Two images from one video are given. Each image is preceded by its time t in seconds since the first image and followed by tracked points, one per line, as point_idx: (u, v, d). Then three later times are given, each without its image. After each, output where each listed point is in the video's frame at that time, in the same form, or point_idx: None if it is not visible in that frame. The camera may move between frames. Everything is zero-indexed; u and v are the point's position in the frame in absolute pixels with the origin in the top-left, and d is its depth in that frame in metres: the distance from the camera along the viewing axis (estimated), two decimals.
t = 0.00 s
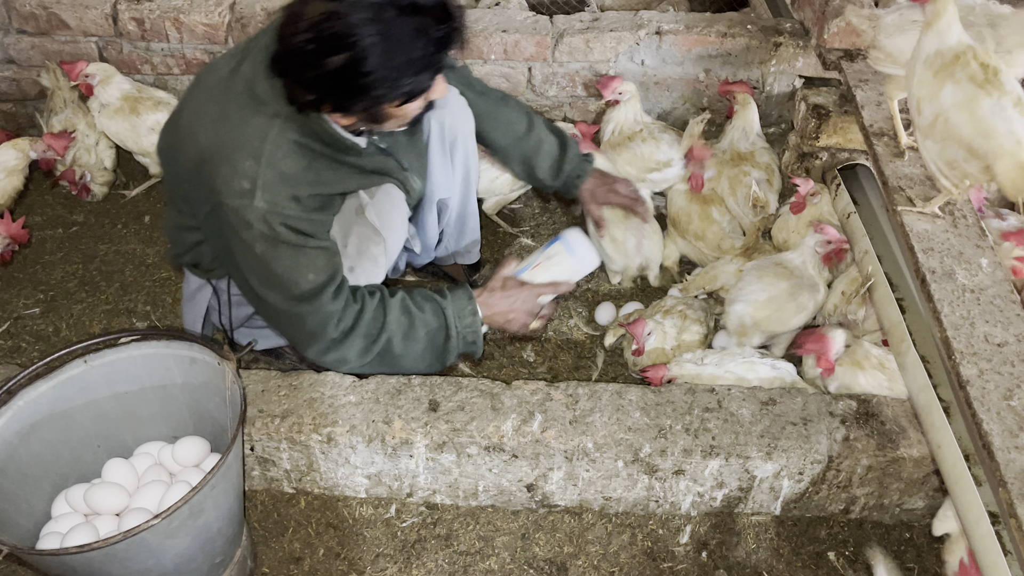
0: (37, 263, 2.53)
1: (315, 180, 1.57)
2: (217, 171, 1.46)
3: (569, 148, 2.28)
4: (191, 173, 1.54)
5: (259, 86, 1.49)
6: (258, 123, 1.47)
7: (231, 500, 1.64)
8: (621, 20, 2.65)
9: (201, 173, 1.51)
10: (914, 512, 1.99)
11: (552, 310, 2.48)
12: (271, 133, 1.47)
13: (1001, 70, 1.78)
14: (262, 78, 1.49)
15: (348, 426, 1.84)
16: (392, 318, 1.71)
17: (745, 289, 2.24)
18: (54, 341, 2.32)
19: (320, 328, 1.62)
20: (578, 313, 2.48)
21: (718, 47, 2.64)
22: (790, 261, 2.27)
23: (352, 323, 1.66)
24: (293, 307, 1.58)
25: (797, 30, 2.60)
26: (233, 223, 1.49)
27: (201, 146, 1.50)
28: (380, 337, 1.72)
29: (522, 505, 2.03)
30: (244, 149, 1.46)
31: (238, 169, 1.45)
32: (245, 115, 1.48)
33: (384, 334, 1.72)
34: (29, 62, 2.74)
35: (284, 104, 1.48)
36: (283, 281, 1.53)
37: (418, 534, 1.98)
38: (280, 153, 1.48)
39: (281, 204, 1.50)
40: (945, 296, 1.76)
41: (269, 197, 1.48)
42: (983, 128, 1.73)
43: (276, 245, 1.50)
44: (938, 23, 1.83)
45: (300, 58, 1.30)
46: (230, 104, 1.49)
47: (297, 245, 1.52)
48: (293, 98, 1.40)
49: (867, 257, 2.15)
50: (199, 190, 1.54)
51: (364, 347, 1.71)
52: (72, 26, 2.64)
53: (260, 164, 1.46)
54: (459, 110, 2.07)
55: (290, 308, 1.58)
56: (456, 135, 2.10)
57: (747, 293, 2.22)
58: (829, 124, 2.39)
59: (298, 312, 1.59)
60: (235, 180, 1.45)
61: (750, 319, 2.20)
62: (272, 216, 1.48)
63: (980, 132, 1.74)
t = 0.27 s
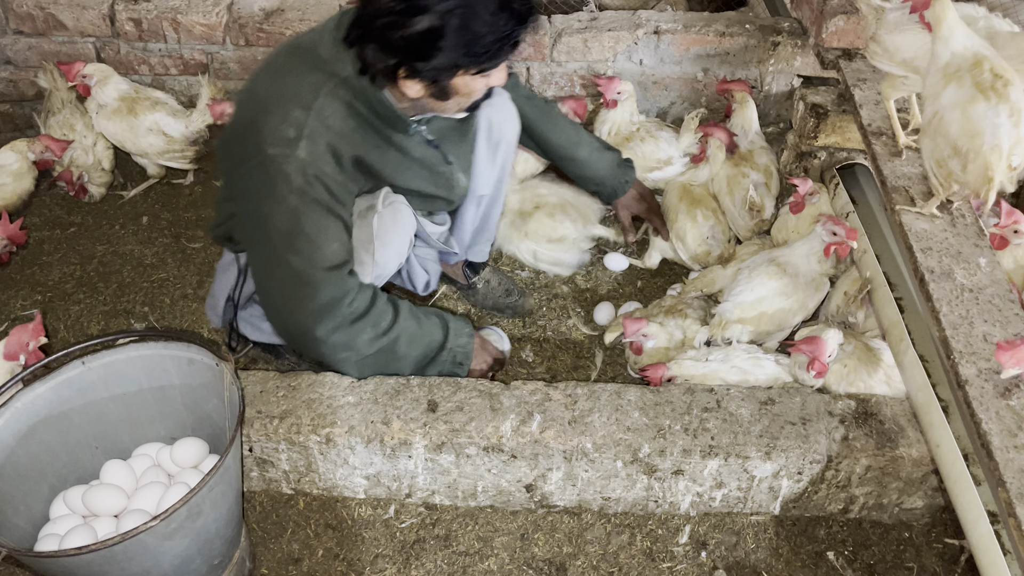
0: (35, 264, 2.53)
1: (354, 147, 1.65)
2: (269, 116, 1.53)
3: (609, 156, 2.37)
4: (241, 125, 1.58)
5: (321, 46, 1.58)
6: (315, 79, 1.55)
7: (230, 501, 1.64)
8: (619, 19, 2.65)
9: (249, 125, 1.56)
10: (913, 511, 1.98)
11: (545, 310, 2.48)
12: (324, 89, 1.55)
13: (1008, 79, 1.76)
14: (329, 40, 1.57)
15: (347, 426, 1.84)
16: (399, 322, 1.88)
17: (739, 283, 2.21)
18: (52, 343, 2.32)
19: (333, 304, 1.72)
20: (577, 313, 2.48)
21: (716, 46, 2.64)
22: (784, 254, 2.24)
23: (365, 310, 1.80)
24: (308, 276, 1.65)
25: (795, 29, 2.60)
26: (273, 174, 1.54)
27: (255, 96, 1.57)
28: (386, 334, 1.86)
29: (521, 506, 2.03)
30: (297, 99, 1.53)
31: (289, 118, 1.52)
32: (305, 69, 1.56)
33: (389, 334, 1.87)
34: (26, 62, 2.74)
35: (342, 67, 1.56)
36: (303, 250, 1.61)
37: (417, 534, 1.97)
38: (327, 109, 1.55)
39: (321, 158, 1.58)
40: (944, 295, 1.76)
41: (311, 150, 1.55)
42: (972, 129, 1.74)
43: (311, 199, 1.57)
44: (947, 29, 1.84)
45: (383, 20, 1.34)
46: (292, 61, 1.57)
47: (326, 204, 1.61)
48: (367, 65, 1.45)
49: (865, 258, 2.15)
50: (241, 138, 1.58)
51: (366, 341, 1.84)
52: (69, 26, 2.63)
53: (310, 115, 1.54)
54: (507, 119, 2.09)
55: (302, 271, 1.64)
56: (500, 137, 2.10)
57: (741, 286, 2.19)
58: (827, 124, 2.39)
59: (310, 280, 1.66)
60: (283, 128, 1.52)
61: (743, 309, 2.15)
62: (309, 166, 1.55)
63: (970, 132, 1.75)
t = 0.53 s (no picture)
0: (33, 265, 2.53)
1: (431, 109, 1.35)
2: (348, 64, 1.30)
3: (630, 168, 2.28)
4: (310, 83, 1.37)
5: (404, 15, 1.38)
6: (395, 36, 1.33)
7: (228, 503, 1.63)
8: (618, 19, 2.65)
9: (320, 80, 1.35)
10: (912, 511, 1.98)
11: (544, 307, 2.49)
12: (404, 45, 1.31)
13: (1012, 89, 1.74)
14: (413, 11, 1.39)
15: (346, 427, 1.83)
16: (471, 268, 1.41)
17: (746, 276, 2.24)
18: (50, 344, 2.31)
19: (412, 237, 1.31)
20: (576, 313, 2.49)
21: (715, 46, 2.64)
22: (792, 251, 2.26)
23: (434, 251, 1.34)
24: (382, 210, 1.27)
25: (794, 29, 2.60)
26: (344, 117, 1.26)
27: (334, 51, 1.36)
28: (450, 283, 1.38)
29: (520, 506, 2.03)
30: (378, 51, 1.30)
31: (369, 64, 1.28)
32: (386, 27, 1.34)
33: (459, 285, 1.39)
34: (24, 63, 2.73)
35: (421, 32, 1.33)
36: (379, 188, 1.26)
37: (416, 535, 1.97)
38: (407, 67, 1.30)
39: (399, 108, 1.28)
40: (944, 295, 1.76)
41: (390, 94, 1.28)
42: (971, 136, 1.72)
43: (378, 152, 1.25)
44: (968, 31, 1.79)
45: None
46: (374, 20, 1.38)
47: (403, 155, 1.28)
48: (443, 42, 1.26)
49: (865, 258, 2.14)
50: (310, 93, 1.36)
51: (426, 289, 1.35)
52: (67, 27, 2.63)
53: (393, 64, 1.29)
54: (552, 129, 2.04)
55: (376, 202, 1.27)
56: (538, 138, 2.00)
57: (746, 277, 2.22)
58: (826, 123, 2.39)
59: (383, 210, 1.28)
60: (362, 73, 1.28)
61: (740, 305, 2.19)
62: (388, 109, 1.27)
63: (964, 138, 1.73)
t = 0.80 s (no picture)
0: (32, 266, 2.52)
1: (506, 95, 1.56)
2: (425, 66, 1.48)
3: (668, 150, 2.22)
4: (377, 79, 1.54)
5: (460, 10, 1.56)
6: (461, 28, 1.52)
7: (226, 505, 1.63)
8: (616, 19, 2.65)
9: (389, 76, 1.53)
10: (912, 512, 1.98)
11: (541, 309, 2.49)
12: (473, 39, 1.51)
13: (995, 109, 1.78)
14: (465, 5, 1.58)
15: (345, 428, 1.83)
16: (596, 247, 1.63)
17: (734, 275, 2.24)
18: (48, 344, 2.31)
19: (534, 217, 1.56)
20: (575, 314, 2.49)
21: (714, 46, 2.64)
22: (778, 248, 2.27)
23: (558, 231, 1.59)
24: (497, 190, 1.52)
25: (793, 29, 2.60)
26: (439, 116, 1.46)
27: (399, 50, 1.53)
28: (586, 257, 1.61)
29: (519, 507, 2.02)
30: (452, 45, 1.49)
31: (447, 64, 1.47)
32: (447, 23, 1.53)
33: (590, 259, 1.62)
34: (22, 64, 2.73)
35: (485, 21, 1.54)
36: (484, 170, 1.49)
37: (415, 536, 1.97)
38: (480, 58, 1.50)
39: (486, 97, 1.49)
40: (943, 295, 1.76)
41: (479, 88, 1.48)
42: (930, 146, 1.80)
43: (478, 135, 1.47)
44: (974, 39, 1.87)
45: None
46: (432, 17, 1.55)
47: (500, 140, 1.50)
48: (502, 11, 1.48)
49: (865, 258, 2.13)
50: (381, 91, 1.53)
51: (560, 263, 1.60)
52: (65, 27, 2.62)
53: (467, 59, 1.48)
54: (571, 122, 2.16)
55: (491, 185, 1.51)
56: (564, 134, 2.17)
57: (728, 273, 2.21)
58: (825, 124, 2.39)
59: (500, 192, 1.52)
60: (445, 74, 1.47)
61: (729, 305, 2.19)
62: (480, 103, 1.48)
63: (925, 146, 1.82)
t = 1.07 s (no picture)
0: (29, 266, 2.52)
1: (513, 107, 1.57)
2: (432, 85, 1.48)
3: (665, 147, 2.26)
4: (383, 96, 1.55)
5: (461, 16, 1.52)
6: (466, 42, 1.49)
7: (223, 505, 1.63)
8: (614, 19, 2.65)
9: (395, 94, 1.53)
10: (910, 512, 1.98)
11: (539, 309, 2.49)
12: (479, 55, 1.49)
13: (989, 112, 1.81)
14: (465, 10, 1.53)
15: (342, 429, 1.83)
16: (607, 259, 1.71)
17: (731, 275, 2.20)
18: (46, 345, 2.31)
19: (547, 236, 1.62)
20: (573, 314, 2.48)
21: (712, 45, 2.64)
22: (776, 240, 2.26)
23: (570, 247, 1.66)
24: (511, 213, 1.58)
25: (791, 28, 2.60)
26: (450, 138, 1.49)
27: (403, 68, 1.52)
28: (596, 271, 1.69)
29: (517, 507, 2.02)
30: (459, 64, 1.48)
31: (455, 83, 1.47)
32: (451, 35, 1.50)
33: (602, 271, 1.70)
34: (19, 64, 2.72)
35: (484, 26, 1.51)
36: (495, 192, 1.54)
37: (413, 536, 1.97)
38: (487, 74, 1.50)
39: (493, 116, 1.50)
40: (941, 295, 1.75)
41: (487, 108, 1.49)
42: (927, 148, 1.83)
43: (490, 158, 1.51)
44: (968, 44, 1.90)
45: None
46: (435, 28, 1.53)
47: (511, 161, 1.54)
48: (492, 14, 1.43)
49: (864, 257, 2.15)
50: (388, 111, 1.54)
51: (573, 277, 1.69)
52: (63, 27, 2.62)
53: (474, 76, 1.48)
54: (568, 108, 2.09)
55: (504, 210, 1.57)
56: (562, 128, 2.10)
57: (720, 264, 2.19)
58: (823, 123, 2.38)
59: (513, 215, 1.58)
60: (453, 94, 1.47)
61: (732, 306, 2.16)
62: (488, 124, 1.49)
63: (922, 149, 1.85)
